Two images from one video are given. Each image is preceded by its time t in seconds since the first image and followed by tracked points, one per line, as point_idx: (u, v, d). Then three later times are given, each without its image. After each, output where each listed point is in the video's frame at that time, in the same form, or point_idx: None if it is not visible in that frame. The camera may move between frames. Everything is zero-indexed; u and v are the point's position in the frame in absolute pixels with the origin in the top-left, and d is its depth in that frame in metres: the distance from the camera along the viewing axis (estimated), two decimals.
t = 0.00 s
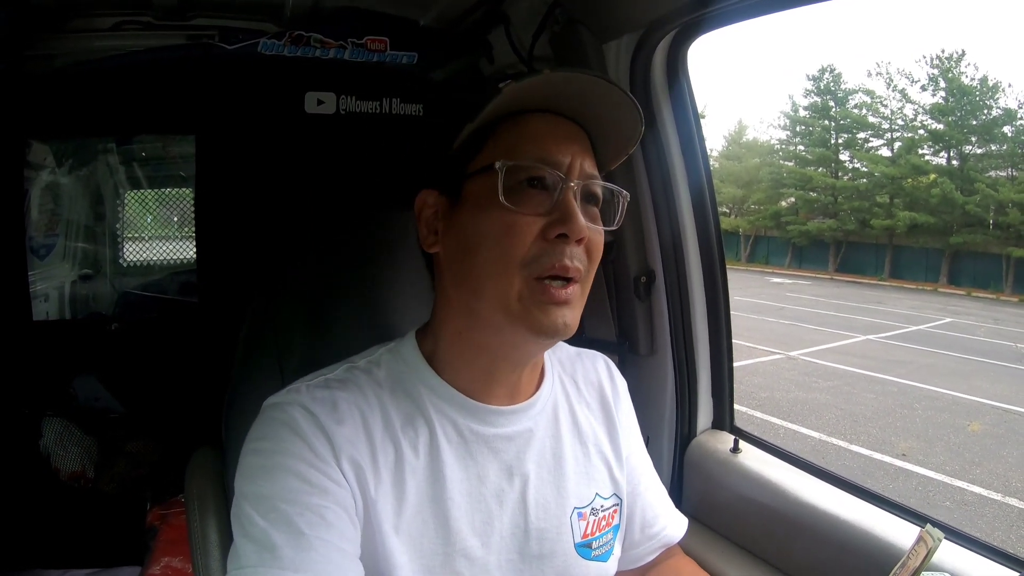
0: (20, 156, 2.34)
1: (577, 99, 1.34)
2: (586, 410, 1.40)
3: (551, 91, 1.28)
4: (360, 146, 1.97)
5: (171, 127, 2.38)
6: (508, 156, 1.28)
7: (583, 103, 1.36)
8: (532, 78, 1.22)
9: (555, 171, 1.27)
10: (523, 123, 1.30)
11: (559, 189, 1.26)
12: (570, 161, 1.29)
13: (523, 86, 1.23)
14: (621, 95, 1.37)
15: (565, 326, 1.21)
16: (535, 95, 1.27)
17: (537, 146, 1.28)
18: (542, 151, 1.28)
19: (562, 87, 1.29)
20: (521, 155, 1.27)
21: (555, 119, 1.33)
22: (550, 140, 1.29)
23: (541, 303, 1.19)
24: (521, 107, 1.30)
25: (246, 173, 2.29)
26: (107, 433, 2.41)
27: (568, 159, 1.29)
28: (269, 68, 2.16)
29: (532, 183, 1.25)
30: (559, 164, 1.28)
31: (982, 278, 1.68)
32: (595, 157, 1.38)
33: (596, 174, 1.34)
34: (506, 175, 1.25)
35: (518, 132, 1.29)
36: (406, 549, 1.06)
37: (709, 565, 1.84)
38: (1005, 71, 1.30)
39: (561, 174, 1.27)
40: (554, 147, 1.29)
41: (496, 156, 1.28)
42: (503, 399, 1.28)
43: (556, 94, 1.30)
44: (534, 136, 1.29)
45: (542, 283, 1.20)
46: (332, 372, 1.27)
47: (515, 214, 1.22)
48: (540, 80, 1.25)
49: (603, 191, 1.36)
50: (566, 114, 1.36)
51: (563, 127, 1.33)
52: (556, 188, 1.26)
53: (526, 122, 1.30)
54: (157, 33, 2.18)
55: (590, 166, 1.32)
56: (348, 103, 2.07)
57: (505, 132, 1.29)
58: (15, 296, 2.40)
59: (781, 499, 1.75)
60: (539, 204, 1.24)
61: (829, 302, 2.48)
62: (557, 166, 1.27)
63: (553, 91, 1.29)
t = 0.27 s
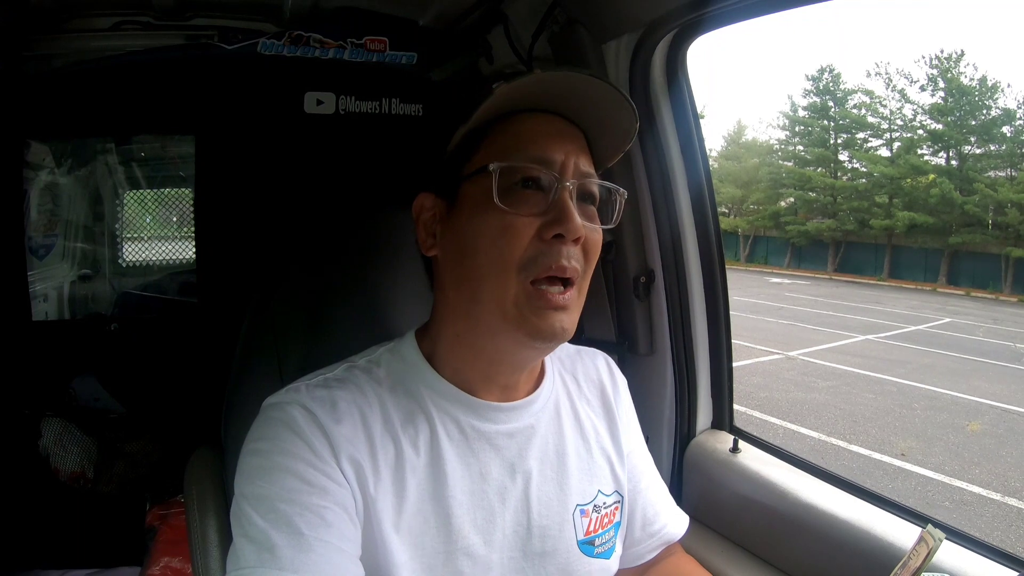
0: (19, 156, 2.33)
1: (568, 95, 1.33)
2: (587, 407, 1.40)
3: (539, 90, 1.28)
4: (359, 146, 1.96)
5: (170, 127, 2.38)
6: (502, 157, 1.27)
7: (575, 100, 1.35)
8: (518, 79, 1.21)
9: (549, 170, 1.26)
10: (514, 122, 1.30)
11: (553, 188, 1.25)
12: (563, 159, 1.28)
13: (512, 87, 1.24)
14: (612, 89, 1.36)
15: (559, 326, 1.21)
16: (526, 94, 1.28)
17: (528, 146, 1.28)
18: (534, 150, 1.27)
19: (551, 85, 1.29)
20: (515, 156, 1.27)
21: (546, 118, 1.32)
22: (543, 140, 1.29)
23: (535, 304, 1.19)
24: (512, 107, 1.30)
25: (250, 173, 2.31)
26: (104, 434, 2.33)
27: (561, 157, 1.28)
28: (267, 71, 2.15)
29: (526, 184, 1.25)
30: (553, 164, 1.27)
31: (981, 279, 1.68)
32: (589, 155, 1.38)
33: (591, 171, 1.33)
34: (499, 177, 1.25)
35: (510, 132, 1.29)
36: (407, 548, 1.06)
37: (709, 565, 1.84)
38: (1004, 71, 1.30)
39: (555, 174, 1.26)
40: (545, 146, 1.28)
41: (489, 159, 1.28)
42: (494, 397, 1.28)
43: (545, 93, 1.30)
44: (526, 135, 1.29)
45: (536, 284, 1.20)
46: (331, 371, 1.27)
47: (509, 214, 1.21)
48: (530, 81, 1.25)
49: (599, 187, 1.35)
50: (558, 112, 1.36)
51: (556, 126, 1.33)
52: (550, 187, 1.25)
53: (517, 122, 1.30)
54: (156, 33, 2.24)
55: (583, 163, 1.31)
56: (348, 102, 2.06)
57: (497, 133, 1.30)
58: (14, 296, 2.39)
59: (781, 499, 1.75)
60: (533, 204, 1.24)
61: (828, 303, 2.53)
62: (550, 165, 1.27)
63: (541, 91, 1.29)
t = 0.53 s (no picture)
0: (19, 155, 2.33)
1: (505, 89, 1.33)
2: (589, 407, 1.40)
3: (469, 93, 1.30)
4: (358, 147, 1.96)
5: (170, 128, 2.37)
6: (455, 162, 1.29)
7: (521, 89, 1.34)
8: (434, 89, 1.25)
9: (498, 167, 1.25)
10: (461, 126, 1.32)
11: (506, 184, 1.24)
12: (512, 152, 1.27)
13: (430, 97, 1.27)
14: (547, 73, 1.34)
15: (531, 317, 1.18)
16: (451, 99, 1.29)
17: (475, 146, 1.28)
18: (482, 149, 1.27)
19: (475, 86, 1.30)
20: (465, 158, 1.28)
21: (488, 115, 1.32)
22: (491, 134, 1.29)
23: (506, 296, 1.17)
24: (454, 111, 1.32)
25: (251, 171, 2.33)
26: (104, 434, 2.34)
27: (512, 148, 1.28)
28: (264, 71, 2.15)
29: (479, 182, 1.25)
30: (504, 157, 1.27)
31: (980, 280, 1.67)
32: (552, 139, 1.35)
33: (551, 154, 1.32)
34: (450, 183, 1.25)
35: (460, 136, 1.30)
36: (409, 546, 1.06)
37: (709, 566, 1.84)
38: (1004, 72, 1.29)
39: (504, 169, 1.25)
40: (490, 142, 1.28)
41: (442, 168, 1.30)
42: (494, 395, 1.28)
43: (476, 93, 1.31)
44: (475, 134, 1.29)
45: (505, 275, 1.17)
46: (335, 369, 1.27)
47: (469, 215, 1.22)
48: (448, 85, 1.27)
49: (561, 173, 1.32)
50: (509, 104, 1.36)
51: (507, 116, 1.32)
52: (504, 183, 1.24)
53: (466, 124, 1.32)
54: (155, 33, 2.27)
55: (535, 153, 1.29)
56: (348, 103, 2.06)
57: (449, 141, 1.32)
58: (12, 297, 2.38)
59: (781, 499, 1.75)
60: (489, 203, 1.23)
61: (826, 302, 2.54)
62: (502, 160, 1.26)
63: (470, 94, 1.30)
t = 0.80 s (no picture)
0: (20, 156, 2.33)
1: (502, 87, 1.32)
2: (583, 409, 1.40)
3: (466, 89, 1.30)
4: (359, 146, 1.96)
5: (170, 127, 2.37)
6: (449, 162, 1.28)
7: (517, 87, 1.33)
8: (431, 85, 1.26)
9: (493, 166, 1.25)
10: (458, 123, 1.32)
11: (499, 184, 1.24)
12: (507, 151, 1.26)
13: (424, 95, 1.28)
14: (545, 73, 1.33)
15: (520, 320, 1.17)
16: (445, 96, 1.29)
17: (471, 145, 1.28)
18: (477, 147, 1.27)
19: (472, 83, 1.29)
20: (460, 158, 1.27)
21: (485, 113, 1.32)
22: (485, 134, 1.28)
23: (495, 299, 1.17)
24: (453, 109, 1.32)
25: (251, 171, 2.35)
26: (105, 434, 2.36)
27: (506, 149, 1.27)
28: (268, 72, 2.15)
29: (474, 183, 1.24)
30: (498, 157, 1.26)
31: (981, 280, 1.68)
32: (549, 140, 1.34)
33: (548, 156, 1.30)
34: (444, 181, 1.25)
35: (457, 136, 1.30)
36: (401, 549, 1.06)
37: (710, 566, 1.84)
38: (1004, 72, 1.30)
39: (498, 168, 1.25)
40: (485, 141, 1.27)
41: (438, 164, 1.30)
42: (488, 396, 1.27)
43: (474, 90, 1.31)
44: (470, 134, 1.29)
45: (493, 277, 1.17)
46: (327, 371, 1.27)
47: (460, 216, 1.21)
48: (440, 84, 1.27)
49: (558, 174, 1.30)
50: (506, 104, 1.35)
51: (504, 117, 1.32)
52: (497, 183, 1.24)
53: (461, 125, 1.32)
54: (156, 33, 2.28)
55: (532, 153, 1.28)
56: (348, 103, 2.06)
57: (446, 138, 1.32)
58: (13, 297, 2.38)
59: (780, 499, 1.76)
60: (481, 203, 1.23)
61: (827, 304, 2.58)
62: (495, 160, 1.26)
63: (467, 90, 1.30)
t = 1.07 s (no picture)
0: (20, 155, 2.33)
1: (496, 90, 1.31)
2: (587, 408, 1.40)
3: (458, 94, 1.29)
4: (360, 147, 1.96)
5: (171, 127, 2.38)
6: (446, 167, 1.28)
7: (513, 88, 1.32)
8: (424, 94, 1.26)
9: (489, 171, 1.25)
10: (452, 128, 1.32)
11: (495, 188, 1.24)
12: (502, 155, 1.26)
13: (418, 101, 1.28)
14: (537, 75, 1.32)
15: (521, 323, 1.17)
16: (440, 100, 1.29)
17: (466, 149, 1.27)
18: (472, 152, 1.27)
19: (463, 87, 1.29)
20: (456, 163, 1.27)
21: (479, 116, 1.31)
22: (481, 138, 1.28)
23: (494, 303, 1.17)
24: (449, 112, 1.32)
25: (250, 172, 2.33)
26: (106, 433, 2.36)
27: (503, 152, 1.26)
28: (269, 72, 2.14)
29: (469, 188, 1.24)
30: (494, 161, 1.25)
31: (982, 280, 1.67)
32: (547, 141, 1.33)
33: (546, 158, 1.29)
34: (440, 186, 1.25)
35: (452, 140, 1.30)
36: (405, 550, 1.06)
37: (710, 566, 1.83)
38: (1005, 73, 1.30)
39: (495, 172, 1.24)
40: (480, 145, 1.27)
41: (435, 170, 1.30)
42: (494, 398, 1.27)
43: (466, 95, 1.30)
44: (466, 138, 1.29)
45: (491, 282, 1.17)
46: (331, 371, 1.27)
47: (457, 222, 1.22)
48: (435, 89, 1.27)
49: (556, 176, 1.30)
50: (502, 105, 1.34)
51: (500, 119, 1.31)
52: (493, 187, 1.24)
53: (457, 129, 1.31)
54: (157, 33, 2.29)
55: (528, 155, 1.27)
56: (349, 103, 2.06)
57: (441, 143, 1.32)
58: (14, 297, 2.39)
59: (781, 500, 1.75)
60: (479, 207, 1.23)
61: (830, 304, 2.62)
62: (492, 164, 1.25)
63: (459, 95, 1.29)
